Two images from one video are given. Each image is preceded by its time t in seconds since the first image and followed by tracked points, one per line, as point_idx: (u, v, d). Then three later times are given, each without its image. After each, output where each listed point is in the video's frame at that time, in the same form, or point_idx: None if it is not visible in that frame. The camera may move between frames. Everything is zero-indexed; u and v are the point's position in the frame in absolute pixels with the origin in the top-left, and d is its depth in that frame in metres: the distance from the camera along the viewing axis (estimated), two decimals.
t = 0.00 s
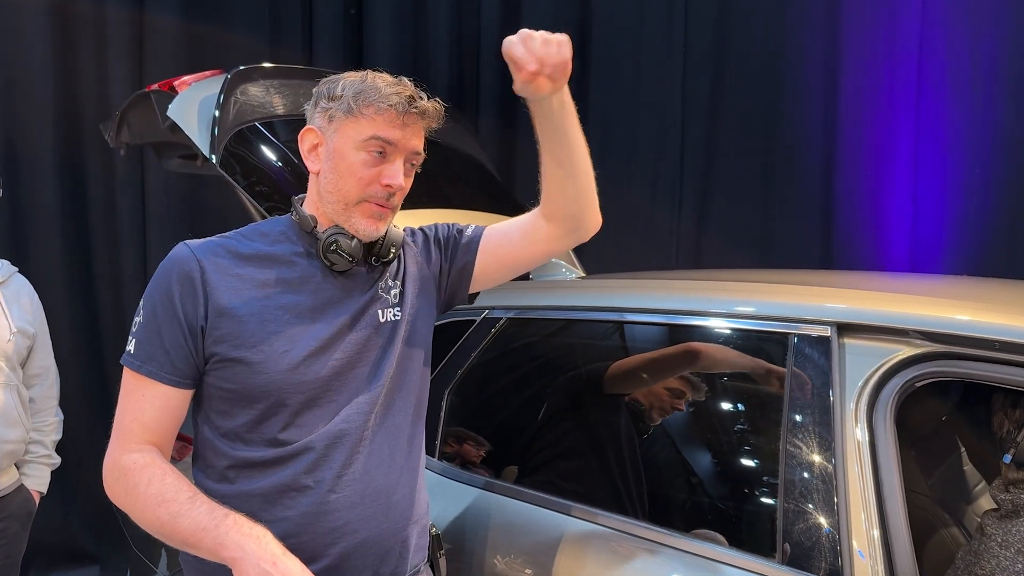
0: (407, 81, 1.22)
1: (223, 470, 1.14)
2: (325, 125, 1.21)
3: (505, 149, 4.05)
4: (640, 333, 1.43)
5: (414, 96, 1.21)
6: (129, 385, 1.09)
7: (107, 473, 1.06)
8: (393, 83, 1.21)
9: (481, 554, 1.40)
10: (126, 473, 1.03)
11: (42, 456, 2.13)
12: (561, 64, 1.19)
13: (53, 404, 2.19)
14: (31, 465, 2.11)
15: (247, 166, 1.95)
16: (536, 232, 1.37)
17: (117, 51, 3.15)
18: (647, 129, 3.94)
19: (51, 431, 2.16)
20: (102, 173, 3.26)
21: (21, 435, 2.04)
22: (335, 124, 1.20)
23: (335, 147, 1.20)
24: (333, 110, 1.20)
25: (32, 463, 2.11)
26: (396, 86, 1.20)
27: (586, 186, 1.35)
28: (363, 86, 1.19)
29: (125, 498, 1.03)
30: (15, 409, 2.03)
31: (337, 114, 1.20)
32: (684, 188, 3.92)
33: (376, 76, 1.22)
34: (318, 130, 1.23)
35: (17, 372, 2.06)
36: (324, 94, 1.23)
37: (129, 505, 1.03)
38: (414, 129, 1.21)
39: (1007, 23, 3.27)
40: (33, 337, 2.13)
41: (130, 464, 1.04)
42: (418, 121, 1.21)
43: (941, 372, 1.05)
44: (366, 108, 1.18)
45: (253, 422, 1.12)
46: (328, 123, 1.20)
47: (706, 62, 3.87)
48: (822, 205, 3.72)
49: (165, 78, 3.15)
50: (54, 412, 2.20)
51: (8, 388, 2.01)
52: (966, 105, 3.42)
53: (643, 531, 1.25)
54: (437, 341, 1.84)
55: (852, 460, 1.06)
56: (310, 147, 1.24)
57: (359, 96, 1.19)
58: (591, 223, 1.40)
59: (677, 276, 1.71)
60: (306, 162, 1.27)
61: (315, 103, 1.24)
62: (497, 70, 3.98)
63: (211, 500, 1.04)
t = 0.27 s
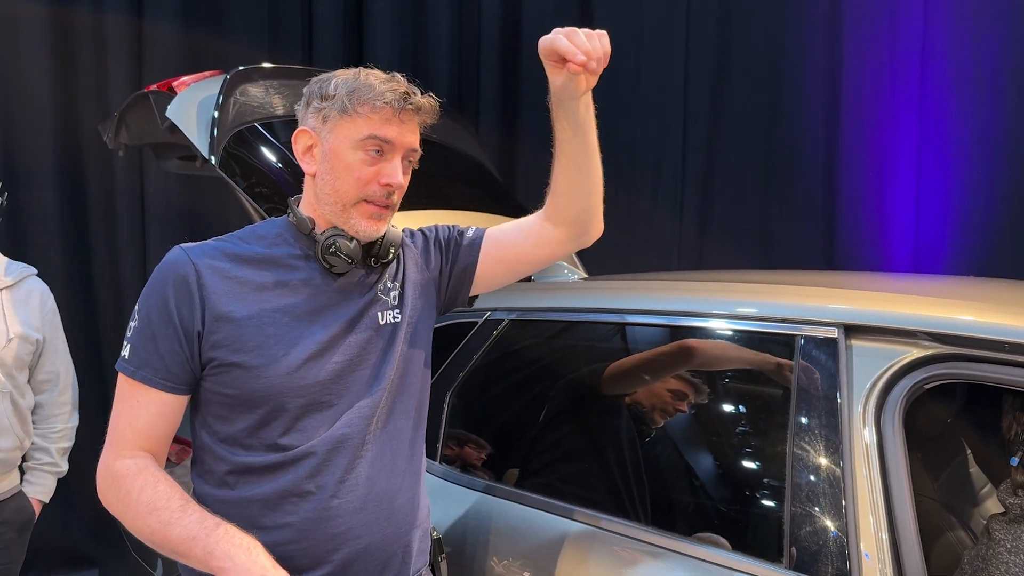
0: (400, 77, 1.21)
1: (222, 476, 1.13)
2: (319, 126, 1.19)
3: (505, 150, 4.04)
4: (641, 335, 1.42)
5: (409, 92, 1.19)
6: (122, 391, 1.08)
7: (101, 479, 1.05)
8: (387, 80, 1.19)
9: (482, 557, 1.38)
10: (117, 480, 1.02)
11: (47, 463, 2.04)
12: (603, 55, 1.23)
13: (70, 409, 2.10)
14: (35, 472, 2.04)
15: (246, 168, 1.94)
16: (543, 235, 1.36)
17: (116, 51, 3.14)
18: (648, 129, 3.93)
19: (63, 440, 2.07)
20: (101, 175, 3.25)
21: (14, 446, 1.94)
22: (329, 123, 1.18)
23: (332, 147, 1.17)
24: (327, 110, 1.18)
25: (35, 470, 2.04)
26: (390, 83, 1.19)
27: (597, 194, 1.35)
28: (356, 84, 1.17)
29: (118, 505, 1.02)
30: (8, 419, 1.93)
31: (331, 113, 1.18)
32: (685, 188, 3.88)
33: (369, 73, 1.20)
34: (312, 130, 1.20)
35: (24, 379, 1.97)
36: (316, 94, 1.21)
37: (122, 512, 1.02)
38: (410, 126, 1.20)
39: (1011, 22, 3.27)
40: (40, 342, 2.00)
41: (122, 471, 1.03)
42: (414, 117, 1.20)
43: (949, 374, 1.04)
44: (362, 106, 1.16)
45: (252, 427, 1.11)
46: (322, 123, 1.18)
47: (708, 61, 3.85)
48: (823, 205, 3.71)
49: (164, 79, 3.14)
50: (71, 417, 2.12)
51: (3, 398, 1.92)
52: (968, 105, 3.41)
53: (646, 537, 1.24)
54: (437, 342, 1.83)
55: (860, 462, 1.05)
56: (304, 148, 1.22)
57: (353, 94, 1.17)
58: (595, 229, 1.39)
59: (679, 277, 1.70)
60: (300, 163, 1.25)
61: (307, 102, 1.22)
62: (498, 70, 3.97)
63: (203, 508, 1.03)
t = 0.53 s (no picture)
0: (388, 67, 1.18)
1: (224, 480, 1.11)
2: (312, 128, 1.16)
3: (507, 151, 4.03)
4: (643, 335, 1.41)
5: (399, 82, 1.17)
6: (122, 392, 1.05)
7: (97, 481, 1.02)
8: (376, 72, 1.17)
9: (484, 562, 1.37)
10: (118, 481, 1.00)
11: (43, 475, 1.92)
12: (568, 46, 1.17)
13: (77, 417, 1.98)
14: (30, 483, 1.91)
15: (247, 168, 1.91)
16: (545, 248, 1.33)
17: (116, 52, 3.12)
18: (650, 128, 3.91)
19: (65, 450, 1.95)
20: (101, 177, 3.23)
21: None
22: (323, 124, 1.15)
23: (329, 150, 1.15)
24: (318, 110, 1.15)
25: (31, 480, 1.91)
26: (380, 74, 1.16)
27: (597, 206, 1.32)
28: (345, 80, 1.15)
29: (119, 506, 1.00)
30: None
31: (323, 114, 1.15)
32: (688, 189, 3.86)
33: (356, 67, 1.17)
34: (304, 133, 1.17)
35: (16, 386, 1.85)
36: (304, 95, 1.18)
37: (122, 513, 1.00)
38: (405, 116, 1.18)
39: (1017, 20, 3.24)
40: (35, 347, 1.88)
41: (122, 471, 1.00)
42: (408, 106, 1.18)
43: (964, 376, 1.02)
44: (355, 103, 1.14)
45: (256, 432, 1.09)
46: (315, 124, 1.15)
47: (711, 60, 3.83)
48: (827, 206, 3.69)
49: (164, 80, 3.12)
50: (78, 427, 1.99)
51: None
52: (972, 105, 3.39)
53: (652, 542, 1.22)
54: (439, 342, 1.81)
55: (873, 464, 1.03)
56: (298, 152, 1.19)
57: (344, 91, 1.14)
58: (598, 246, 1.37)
59: (684, 277, 1.68)
60: (296, 168, 1.21)
61: (295, 105, 1.19)
62: (499, 71, 3.95)
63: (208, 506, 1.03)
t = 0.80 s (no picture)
0: (360, 65, 1.15)
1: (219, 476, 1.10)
2: (290, 134, 1.14)
3: (508, 152, 4.02)
4: (645, 337, 1.39)
5: (370, 79, 1.12)
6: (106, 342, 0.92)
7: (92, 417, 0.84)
8: (347, 71, 1.13)
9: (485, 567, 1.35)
10: (113, 375, 0.83)
11: (28, 480, 1.87)
12: (515, 56, 1.09)
13: (61, 419, 1.94)
14: (15, 490, 1.86)
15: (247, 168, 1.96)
16: (540, 254, 1.27)
17: (116, 54, 3.12)
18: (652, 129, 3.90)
19: (48, 454, 1.90)
20: (102, 179, 3.23)
21: None
22: (298, 130, 1.12)
23: (307, 154, 1.11)
24: (292, 117, 1.12)
25: (16, 487, 1.86)
26: (349, 73, 1.12)
27: (588, 198, 1.24)
28: (314, 83, 1.11)
29: (133, 379, 0.81)
30: None
31: (297, 120, 1.12)
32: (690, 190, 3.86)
33: (326, 69, 1.14)
34: (284, 140, 1.15)
35: None
36: (279, 102, 1.15)
37: (135, 387, 0.81)
38: (380, 110, 1.12)
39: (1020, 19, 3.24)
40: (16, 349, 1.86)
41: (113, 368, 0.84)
42: (383, 101, 1.13)
43: (975, 378, 1.00)
44: (324, 105, 1.09)
45: (249, 432, 1.07)
46: (291, 131, 1.13)
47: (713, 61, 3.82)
48: (830, 207, 3.68)
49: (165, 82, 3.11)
50: (63, 430, 1.94)
51: None
52: (975, 104, 3.37)
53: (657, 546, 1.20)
54: (439, 346, 1.80)
55: (883, 466, 1.02)
56: (281, 160, 1.16)
57: (313, 94, 1.10)
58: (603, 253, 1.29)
59: (688, 278, 1.67)
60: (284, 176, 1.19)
61: (274, 115, 1.17)
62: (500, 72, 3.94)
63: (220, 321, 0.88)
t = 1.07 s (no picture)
0: (355, 62, 1.13)
1: (210, 467, 1.05)
2: (286, 132, 1.13)
3: (510, 154, 4.01)
4: (648, 339, 1.38)
5: (365, 76, 1.10)
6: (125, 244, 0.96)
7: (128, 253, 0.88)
8: (341, 68, 1.11)
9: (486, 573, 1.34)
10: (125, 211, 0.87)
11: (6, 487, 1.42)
12: (455, 44, 1.03)
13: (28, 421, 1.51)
14: None
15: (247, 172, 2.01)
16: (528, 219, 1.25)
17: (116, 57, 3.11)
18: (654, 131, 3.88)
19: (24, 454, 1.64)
20: (102, 182, 3.23)
21: None
22: (293, 127, 1.11)
23: (299, 151, 1.11)
24: (287, 115, 1.12)
25: None
26: (343, 70, 1.11)
27: (565, 152, 1.22)
28: (308, 80, 1.10)
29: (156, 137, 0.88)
30: None
31: (292, 117, 1.11)
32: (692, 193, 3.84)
33: (321, 66, 1.12)
34: (280, 138, 1.14)
35: None
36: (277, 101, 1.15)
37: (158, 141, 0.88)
38: (374, 108, 1.11)
39: None
40: None
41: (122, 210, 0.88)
42: (377, 100, 1.11)
43: (985, 381, 0.98)
44: (317, 102, 1.09)
45: (236, 422, 1.04)
46: (286, 129, 1.12)
47: (715, 62, 3.81)
48: (834, 208, 3.66)
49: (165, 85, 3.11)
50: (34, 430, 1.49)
51: None
52: (980, 104, 3.35)
53: (656, 552, 1.18)
54: (438, 349, 1.78)
55: (889, 470, 1.00)
56: (278, 158, 1.16)
57: (307, 91, 1.10)
58: (589, 201, 1.28)
59: (690, 279, 1.65)
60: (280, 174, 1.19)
61: (272, 114, 1.17)
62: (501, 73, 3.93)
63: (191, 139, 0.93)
